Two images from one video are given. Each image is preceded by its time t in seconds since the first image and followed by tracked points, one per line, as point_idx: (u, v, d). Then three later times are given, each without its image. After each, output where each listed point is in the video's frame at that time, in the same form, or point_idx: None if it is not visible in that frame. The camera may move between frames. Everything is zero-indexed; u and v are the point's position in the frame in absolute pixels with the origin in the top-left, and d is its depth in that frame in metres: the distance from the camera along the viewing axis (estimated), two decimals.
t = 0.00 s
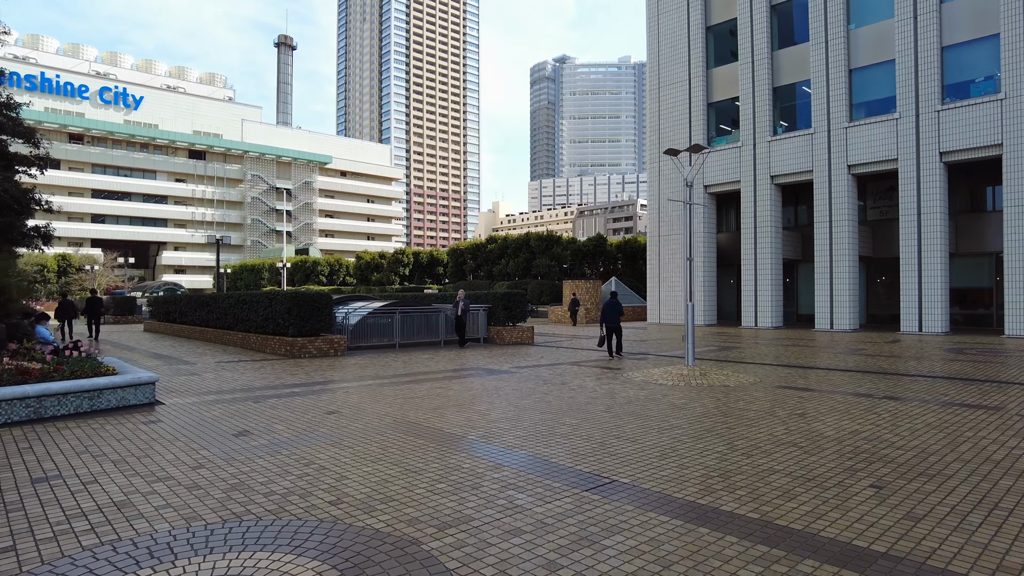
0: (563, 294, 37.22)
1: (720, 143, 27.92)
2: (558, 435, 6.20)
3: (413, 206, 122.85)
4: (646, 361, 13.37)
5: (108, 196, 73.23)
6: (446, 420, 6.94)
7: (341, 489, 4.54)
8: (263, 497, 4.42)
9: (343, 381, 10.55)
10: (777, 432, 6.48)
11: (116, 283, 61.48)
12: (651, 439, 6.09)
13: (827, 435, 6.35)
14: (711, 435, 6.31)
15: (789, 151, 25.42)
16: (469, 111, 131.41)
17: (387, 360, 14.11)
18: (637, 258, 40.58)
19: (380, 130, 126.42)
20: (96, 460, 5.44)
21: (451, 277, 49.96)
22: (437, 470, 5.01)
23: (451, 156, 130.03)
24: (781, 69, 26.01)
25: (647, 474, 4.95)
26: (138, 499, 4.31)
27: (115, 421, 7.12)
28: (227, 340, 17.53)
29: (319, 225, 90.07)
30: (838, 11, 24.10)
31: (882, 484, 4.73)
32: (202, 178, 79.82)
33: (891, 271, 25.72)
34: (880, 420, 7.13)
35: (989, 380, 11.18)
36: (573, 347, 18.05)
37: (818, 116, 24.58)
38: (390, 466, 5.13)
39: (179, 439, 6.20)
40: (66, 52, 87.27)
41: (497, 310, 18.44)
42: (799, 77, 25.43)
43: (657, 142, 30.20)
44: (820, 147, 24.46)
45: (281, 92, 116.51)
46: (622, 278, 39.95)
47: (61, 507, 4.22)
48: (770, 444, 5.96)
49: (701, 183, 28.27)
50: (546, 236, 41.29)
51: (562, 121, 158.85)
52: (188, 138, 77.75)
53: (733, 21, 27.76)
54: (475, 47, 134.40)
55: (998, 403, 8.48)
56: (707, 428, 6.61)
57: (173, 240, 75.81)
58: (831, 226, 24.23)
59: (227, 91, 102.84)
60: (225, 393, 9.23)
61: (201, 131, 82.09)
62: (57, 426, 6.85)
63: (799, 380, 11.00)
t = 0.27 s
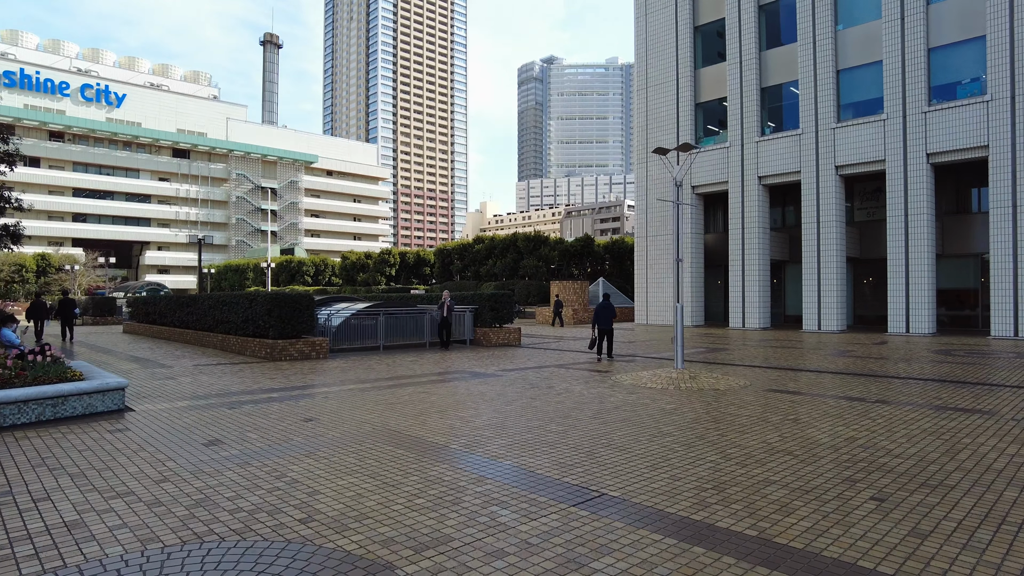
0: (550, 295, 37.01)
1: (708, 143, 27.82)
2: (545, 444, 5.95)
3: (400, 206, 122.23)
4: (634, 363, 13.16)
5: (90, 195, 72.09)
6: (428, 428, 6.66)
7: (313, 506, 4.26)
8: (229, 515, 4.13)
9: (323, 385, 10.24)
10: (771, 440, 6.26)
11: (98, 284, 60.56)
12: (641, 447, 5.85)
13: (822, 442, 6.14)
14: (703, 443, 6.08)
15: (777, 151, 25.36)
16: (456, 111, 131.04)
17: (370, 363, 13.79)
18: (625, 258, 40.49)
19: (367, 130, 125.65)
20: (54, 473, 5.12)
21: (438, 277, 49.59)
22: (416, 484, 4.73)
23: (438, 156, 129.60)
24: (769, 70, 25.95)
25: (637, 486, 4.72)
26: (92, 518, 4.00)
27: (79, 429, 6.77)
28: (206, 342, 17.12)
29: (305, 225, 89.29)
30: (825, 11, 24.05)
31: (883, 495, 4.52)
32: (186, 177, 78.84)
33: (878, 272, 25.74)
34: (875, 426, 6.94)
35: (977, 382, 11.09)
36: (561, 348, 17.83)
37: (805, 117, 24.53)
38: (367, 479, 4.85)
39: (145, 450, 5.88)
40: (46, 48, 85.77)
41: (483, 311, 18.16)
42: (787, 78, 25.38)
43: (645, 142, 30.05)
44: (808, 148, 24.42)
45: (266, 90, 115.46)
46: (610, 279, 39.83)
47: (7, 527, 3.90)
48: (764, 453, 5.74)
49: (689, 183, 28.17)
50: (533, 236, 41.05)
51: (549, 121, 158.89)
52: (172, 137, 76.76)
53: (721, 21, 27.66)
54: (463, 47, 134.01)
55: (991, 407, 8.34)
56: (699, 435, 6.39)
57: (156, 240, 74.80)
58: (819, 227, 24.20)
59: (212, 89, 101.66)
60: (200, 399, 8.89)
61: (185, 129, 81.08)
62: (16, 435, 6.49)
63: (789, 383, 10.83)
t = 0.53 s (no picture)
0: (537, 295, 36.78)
1: (695, 142, 27.67)
2: (530, 449, 5.67)
3: (386, 205, 121.52)
4: (621, 364, 12.93)
5: (69, 194, 70.87)
6: (408, 433, 6.36)
7: (279, 520, 3.95)
8: (186, 530, 3.81)
9: (301, 387, 9.90)
10: (765, 444, 6.01)
11: (77, 284, 59.50)
12: (630, 453, 5.59)
13: (818, 446, 5.90)
14: (695, 448, 5.83)
15: (764, 151, 25.26)
16: (443, 110, 130.55)
17: (352, 364, 13.45)
18: (611, 258, 40.37)
19: (353, 129, 124.79)
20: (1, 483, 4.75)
21: (424, 277, 49.17)
22: (392, 495, 4.44)
23: (425, 156, 129.05)
24: (756, 69, 25.87)
25: (626, 494, 4.46)
26: (35, 535, 3.67)
27: (37, 435, 6.39)
28: (184, 343, 16.67)
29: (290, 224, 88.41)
30: (812, 10, 24.00)
31: (885, 502, 4.29)
32: (169, 176, 77.79)
33: (864, 271, 25.73)
34: (870, 429, 6.72)
35: (966, 382, 10.98)
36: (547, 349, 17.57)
37: (793, 116, 24.47)
38: (339, 490, 4.54)
39: (104, 457, 5.53)
40: (24, 44, 84.18)
41: (468, 311, 17.87)
42: (774, 77, 25.31)
43: (632, 141, 29.88)
44: (795, 147, 24.36)
45: (251, 89, 114.26)
46: (596, 279, 39.67)
47: None
48: (758, 457, 5.51)
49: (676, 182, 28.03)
50: (519, 236, 40.78)
51: (536, 121, 158.83)
52: (154, 134, 75.67)
53: (709, 20, 27.55)
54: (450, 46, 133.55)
55: (984, 408, 8.18)
56: (690, 439, 6.13)
57: (137, 239, 73.71)
58: (805, 227, 24.14)
59: (195, 87, 100.43)
60: (171, 402, 8.52)
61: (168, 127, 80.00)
62: None
63: (778, 383, 10.63)
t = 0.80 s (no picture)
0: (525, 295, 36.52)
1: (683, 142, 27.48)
2: (516, 461, 5.39)
3: (374, 205, 120.85)
4: (611, 366, 12.67)
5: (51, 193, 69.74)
6: (389, 444, 6.05)
7: (244, 544, 3.66)
8: (139, 557, 3.49)
9: (280, 393, 9.56)
10: (761, 453, 5.77)
11: (58, 284, 58.51)
12: (621, 464, 5.32)
13: (817, 456, 5.67)
14: (690, 458, 5.57)
15: (753, 151, 25.15)
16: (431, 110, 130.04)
17: (334, 368, 13.11)
18: (600, 258, 40.20)
19: (340, 128, 123.94)
20: None
21: (412, 277, 48.74)
22: (368, 515, 4.13)
23: (413, 156, 128.47)
24: (745, 69, 25.75)
25: (618, 512, 4.19)
26: None
27: None
28: (162, 346, 16.23)
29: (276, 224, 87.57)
30: (801, 10, 23.92)
31: (891, 519, 4.05)
32: (153, 175, 76.84)
33: (853, 272, 25.69)
34: (868, 436, 6.49)
35: (959, 385, 10.83)
36: (535, 350, 17.30)
37: (781, 116, 24.37)
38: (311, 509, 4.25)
39: (64, 471, 5.19)
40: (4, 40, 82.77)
41: (455, 313, 17.56)
42: (763, 77, 25.21)
43: (620, 141, 29.67)
44: (784, 148, 24.27)
45: (236, 87, 113.18)
46: (585, 279, 39.48)
47: None
48: (754, 468, 5.26)
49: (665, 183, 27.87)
50: (508, 236, 40.49)
51: (524, 121, 158.66)
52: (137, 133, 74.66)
53: (697, 20, 27.40)
54: (438, 46, 133.08)
55: (980, 412, 8.00)
56: (684, 448, 5.88)
57: (121, 239, 72.73)
58: (794, 227, 24.04)
59: (179, 85, 99.24)
60: (142, 409, 8.16)
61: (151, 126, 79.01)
62: None
63: (771, 387, 10.42)
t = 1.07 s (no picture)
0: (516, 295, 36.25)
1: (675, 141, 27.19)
2: (505, 467, 5.11)
3: (364, 205, 120.24)
4: (604, 366, 12.42)
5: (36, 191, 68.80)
6: (372, 449, 5.75)
7: (210, 560, 3.36)
8: None
9: (261, 394, 9.22)
10: (762, 457, 5.52)
11: (43, 283, 57.69)
12: (616, 470, 5.04)
13: (820, 460, 5.42)
14: (688, 463, 5.30)
15: (745, 149, 24.98)
16: (421, 109, 129.54)
17: (320, 368, 12.78)
18: (591, 258, 40.02)
19: (330, 127, 123.22)
20: None
21: (402, 277, 48.35)
22: (346, 528, 3.83)
23: (403, 155, 127.93)
24: (737, 67, 25.59)
25: (615, 522, 3.92)
26: None
27: None
28: (144, 346, 15.84)
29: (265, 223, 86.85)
30: (793, 8, 23.78)
31: (905, 529, 3.80)
32: (140, 173, 76.01)
33: (845, 271, 25.59)
34: (872, 439, 6.25)
35: (956, 385, 10.65)
36: (526, 350, 17.02)
37: (774, 114, 24.23)
38: (286, 520, 3.95)
39: (24, 478, 4.87)
40: None
41: (445, 312, 17.24)
42: (755, 75, 25.05)
43: (611, 139, 29.44)
44: (776, 146, 24.13)
45: (225, 85, 112.21)
46: (576, 279, 39.26)
47: None
48: (757, 474, 5.01)
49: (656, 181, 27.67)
50: (498, 234, 40.18)
51: (515, 121, 158.42)
52: (124, 130, 73.79)
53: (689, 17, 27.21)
54: (428, 45, 132.65)
55: (981, 413, 7.80)
56: (682, 453, 5.61)
57: (107, 238, 71.89)
58: (786, 226, 23.90)
59: (167, 83, 98.25)
60: (117, 411, 7.82)
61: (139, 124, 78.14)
62: None
63: (766, 387, 10.21)
